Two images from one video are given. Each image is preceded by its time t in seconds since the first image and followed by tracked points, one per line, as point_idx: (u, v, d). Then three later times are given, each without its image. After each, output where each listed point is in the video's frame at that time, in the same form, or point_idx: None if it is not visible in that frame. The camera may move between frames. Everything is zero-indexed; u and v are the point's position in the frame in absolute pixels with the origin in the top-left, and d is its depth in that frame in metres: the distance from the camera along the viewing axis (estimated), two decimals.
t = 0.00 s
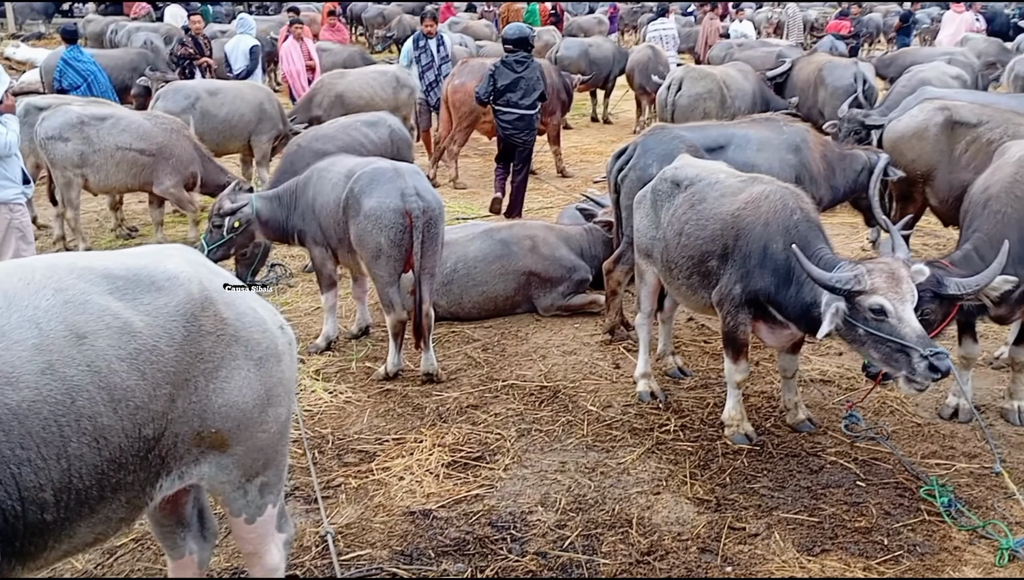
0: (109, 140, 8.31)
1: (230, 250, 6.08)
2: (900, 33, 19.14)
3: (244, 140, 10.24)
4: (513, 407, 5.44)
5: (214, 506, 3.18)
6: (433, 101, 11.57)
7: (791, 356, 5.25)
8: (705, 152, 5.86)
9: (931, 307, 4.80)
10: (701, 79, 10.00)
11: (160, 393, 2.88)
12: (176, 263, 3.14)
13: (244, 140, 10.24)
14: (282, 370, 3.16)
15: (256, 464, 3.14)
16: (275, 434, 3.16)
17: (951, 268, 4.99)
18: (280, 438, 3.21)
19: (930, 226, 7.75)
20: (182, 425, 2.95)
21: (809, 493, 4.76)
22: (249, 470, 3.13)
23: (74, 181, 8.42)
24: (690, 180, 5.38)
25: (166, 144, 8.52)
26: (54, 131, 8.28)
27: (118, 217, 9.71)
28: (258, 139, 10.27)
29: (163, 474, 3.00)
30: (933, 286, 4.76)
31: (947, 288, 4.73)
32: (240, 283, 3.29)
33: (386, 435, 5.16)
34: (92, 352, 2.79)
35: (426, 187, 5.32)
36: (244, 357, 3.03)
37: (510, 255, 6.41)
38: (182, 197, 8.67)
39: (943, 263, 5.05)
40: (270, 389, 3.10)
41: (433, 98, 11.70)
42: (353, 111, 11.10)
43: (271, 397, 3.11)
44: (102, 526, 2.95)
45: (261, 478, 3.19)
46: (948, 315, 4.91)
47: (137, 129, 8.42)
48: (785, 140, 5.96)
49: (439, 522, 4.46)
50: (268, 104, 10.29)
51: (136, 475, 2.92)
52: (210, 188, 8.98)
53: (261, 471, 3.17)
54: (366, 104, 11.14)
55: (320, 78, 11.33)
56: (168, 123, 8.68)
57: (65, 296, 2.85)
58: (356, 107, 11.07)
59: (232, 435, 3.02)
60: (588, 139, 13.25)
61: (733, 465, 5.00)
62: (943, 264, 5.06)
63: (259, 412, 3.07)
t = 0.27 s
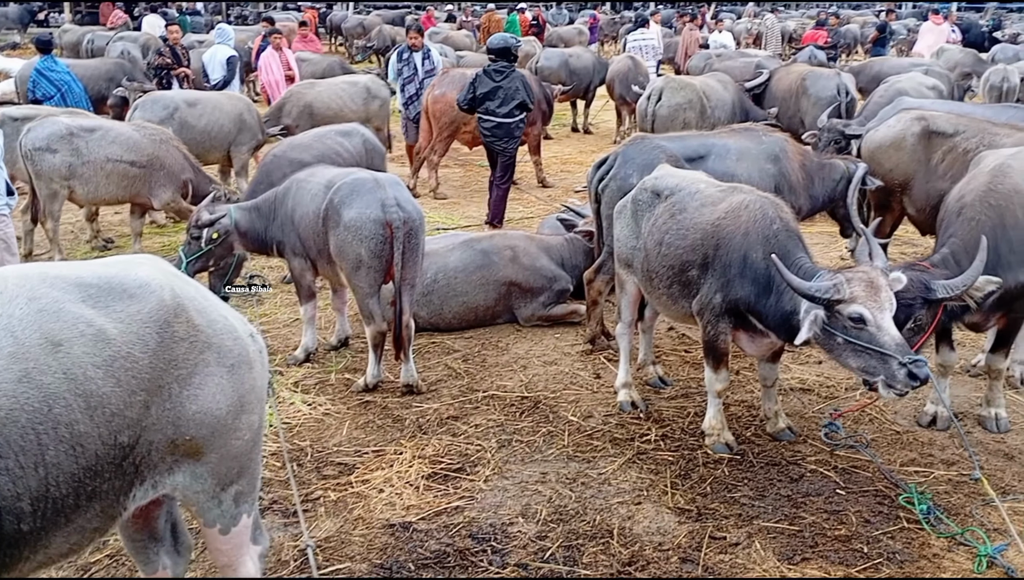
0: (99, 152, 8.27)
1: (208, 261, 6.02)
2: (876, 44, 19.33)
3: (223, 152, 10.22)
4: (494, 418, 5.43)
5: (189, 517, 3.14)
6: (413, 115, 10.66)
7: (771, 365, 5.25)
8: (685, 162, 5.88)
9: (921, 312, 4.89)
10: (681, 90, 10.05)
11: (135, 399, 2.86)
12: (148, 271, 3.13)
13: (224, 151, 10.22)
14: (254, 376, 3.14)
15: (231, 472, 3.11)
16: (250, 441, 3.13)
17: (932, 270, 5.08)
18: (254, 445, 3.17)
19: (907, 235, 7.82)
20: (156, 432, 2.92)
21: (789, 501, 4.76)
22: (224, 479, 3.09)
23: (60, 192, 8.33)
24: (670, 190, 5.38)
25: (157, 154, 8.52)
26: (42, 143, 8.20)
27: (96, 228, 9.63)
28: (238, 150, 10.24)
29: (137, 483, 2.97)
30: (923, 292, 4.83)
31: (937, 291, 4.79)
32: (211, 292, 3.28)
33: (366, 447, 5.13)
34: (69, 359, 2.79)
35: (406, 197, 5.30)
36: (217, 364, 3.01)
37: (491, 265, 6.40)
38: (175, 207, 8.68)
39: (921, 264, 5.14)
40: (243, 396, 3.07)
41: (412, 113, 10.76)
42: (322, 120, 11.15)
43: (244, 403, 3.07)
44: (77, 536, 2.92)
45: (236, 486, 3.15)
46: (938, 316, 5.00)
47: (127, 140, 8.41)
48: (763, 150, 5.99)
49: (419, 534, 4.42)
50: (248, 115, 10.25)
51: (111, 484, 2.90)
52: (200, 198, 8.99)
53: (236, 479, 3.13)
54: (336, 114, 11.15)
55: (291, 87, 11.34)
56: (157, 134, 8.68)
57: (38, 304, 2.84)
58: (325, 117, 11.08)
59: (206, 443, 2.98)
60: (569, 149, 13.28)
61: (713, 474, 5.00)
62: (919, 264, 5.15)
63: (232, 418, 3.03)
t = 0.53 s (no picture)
0: (92, 160, 8.26)
1: (187, 271, 6.04)
2: (855, 52, 19.51)
3: (204, 161, 10.20)
4: (476, 427, 5.42)
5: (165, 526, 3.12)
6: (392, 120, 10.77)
7: (752, 372, 5.28)
8: (666, 171, 5.90)
9: (921, 312, 4.87)
10: (662, 98, 10.09)
11: (110, 406, 2.86)
12: (124, 278, 3.12)
13: (205, 160, 10.19)
14: (233, 384, 3.10)
15: (209, 480, 3.08)
16: (227, 448, 3.10)
17: (921, 268, 5.11)
18: (231, 453, 3.14)
19: (886, 243, 7.88)
20: (130, 440, 2.92)
21: (770, 508, 4.78)
22: (200, 487, 3.07)
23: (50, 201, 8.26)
24: (651, 199, 5.39)
25: (149, 163, 8.49)
26: (34, 150, 8.11)
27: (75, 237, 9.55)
28: (219, 159, 10.21)
29: (115, 490, 2.95)
30: (920, 291, 4.85)
31: (933, 289, 4.84)
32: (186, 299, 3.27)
33: (347, 456, 5.11)
34: (48, 366, 2.79)
35: (388, 206, 5.30)
36: (192, 371, 2.99)
37: (472, 274, 6.40)
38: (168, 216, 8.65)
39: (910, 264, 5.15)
40: (219, 403, 3.04)
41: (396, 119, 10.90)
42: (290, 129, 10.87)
43: (221, 410, 3.04)
44: (60, 541, 2.89)
45: (213, 494, 3.12)
46: (933, 313, 5.00)
47: (119, 148, 8.39)
48: (744, 158, 6.02)
49: (400, 544, 4.40)
50: (228, 123, 10.21)
51: (93, 488, 2.88)
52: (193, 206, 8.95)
53: (213, 487, 3.11)
54: (303, 122, 10.84)
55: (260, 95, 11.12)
56: (149, 142, 8.64)
57: (15, 310, 2.83)
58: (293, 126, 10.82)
59: (181, 451, 2.97)
60: (551, 157, 13.32)
61: (695, 482, 5.00)
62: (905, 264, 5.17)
63: (209, 426, 3.00)
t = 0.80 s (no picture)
0: (87, 166, 8.18)
1: (169, 278, 5.91)
2: (835, 59, 19.68)
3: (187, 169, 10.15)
4: (459, 434, 5.41)
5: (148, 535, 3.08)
6: (368, 131, 10.59)
7: (735, 377, 5.28)
8: (649, 177, 5.92)
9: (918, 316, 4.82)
10: (645, 104, 10.14)
11: (94, 410, 2.86)
12: (107, 284, 3.13)
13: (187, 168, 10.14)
14: (214, 390, 3.09)
15: (193, 486, 3.05)
16: (212, 455, 3.06)
17: (914, 270, 5.07)
18: (216, 460, 3.11)
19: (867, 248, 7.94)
20: (117, 444, 2.90)
21: (753, 513, 4.79)
22: (185, 492, 3.04)
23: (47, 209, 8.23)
24: (634, 205, 5.41)
25: (143, 168, 8.38)
26: (30, 159, 8.13)
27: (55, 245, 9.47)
28: (201, 166, 10.16)
29: (98, 496, 2.95)
30: (920, 295, 4.82)
31: (932, 294, 4.82)
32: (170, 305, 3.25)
33: (330, 465, 5.09)
34: (32, 371, 2.81)
35: (370, 213, 5.30)
36: (177, 376, 2.97)
37: (456, 281, 6.40)
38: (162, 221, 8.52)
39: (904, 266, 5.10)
40: (202, 408, 3.01)
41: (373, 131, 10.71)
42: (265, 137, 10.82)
43: (204, 414, 3.01)
44: (38, 548, 2.92)
45: (198, 501, 3.09)
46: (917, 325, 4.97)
47: (114, 154, 8.28)
48: (725, 164, 6.04)
49: (383, 552, 4.38)
50: (210, 130, 10.17)
51: (73, 494, 2.90)
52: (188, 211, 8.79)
53: (198, 494, 3.08)
54: (275, 130, 10.78)
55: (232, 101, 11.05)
56: (145, 146, 8.53)
57: None
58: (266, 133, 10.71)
59: (167, 456, 2.94)
60: (535, 164, 13.34)
61: (678, 487, 5.01)
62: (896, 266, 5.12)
63: (193, 431, 2.98)
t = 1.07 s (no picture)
0: (81, 173, 8.16)
1: (148, 286, 5.88)
2: (814, 64, 19.84)
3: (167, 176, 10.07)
4: (442, 439, 5.40)
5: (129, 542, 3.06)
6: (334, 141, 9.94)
7: (717, 381, 5.29)
8: (630, 181, 5.94)
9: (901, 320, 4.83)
10: (627, 109, 10.19)
11: (79, 416, 2.84)
12: (90, 290, 3.10)
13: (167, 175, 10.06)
14: (195, 397, 3.13)
15: (175, 493, 3.05)
16: (193, 462, 3.09)
17: (893, 275, 5.09)
18: (197, 467, 3.13)
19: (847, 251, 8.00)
20: (100, 451, 2.89)
21: (736, 516, 4.80)
22: (167, 500, 3.04)
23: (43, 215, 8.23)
24: (615, 210, 5.42)
25: (136, 172, 8.31)
26: (24, 166, 8.08)
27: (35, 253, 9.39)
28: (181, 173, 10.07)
29: (79, 502, 2.93)
30: (901, 300, 4.84)
31: (913, 297, 4.83)
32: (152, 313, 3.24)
33: (312, 472, 5.07)
34: (17, 377, 2.77)
35: (351, 219, 5.30)
36: (160, 384, 2.98)
37: (438, 286, 6.39)
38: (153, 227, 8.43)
39: (883, 271, 5.12)
40: (185, 416, 3.05)
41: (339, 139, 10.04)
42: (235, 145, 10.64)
43: (186, 421, 3.05)
44: (19, 554, 2.88)
45: (179, 508, 3.10)
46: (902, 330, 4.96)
47: (109, 159, 8.26)
48: (706, 168, 6.07)
49: (366, 559, 4.36)
50: (191, 137, 10.12)
51: (56, 500, 2.87)
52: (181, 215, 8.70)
53: (179, 501, 3.08)
54: (245, 136, 10.67)
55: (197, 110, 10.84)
56: (139, 151, 8.45)
57: None
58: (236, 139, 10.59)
59: (151, 463, 2.95)
60: (518, 169, 13.36)
61: (661, 491, 5.01)
62: (875, 272, 5.14)
63: (176, 438, 3.00)
